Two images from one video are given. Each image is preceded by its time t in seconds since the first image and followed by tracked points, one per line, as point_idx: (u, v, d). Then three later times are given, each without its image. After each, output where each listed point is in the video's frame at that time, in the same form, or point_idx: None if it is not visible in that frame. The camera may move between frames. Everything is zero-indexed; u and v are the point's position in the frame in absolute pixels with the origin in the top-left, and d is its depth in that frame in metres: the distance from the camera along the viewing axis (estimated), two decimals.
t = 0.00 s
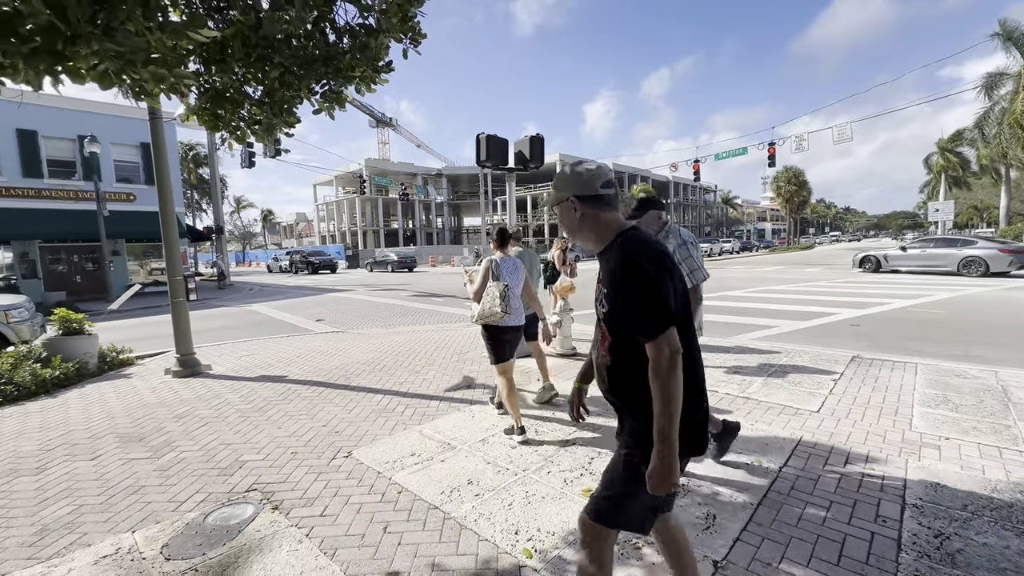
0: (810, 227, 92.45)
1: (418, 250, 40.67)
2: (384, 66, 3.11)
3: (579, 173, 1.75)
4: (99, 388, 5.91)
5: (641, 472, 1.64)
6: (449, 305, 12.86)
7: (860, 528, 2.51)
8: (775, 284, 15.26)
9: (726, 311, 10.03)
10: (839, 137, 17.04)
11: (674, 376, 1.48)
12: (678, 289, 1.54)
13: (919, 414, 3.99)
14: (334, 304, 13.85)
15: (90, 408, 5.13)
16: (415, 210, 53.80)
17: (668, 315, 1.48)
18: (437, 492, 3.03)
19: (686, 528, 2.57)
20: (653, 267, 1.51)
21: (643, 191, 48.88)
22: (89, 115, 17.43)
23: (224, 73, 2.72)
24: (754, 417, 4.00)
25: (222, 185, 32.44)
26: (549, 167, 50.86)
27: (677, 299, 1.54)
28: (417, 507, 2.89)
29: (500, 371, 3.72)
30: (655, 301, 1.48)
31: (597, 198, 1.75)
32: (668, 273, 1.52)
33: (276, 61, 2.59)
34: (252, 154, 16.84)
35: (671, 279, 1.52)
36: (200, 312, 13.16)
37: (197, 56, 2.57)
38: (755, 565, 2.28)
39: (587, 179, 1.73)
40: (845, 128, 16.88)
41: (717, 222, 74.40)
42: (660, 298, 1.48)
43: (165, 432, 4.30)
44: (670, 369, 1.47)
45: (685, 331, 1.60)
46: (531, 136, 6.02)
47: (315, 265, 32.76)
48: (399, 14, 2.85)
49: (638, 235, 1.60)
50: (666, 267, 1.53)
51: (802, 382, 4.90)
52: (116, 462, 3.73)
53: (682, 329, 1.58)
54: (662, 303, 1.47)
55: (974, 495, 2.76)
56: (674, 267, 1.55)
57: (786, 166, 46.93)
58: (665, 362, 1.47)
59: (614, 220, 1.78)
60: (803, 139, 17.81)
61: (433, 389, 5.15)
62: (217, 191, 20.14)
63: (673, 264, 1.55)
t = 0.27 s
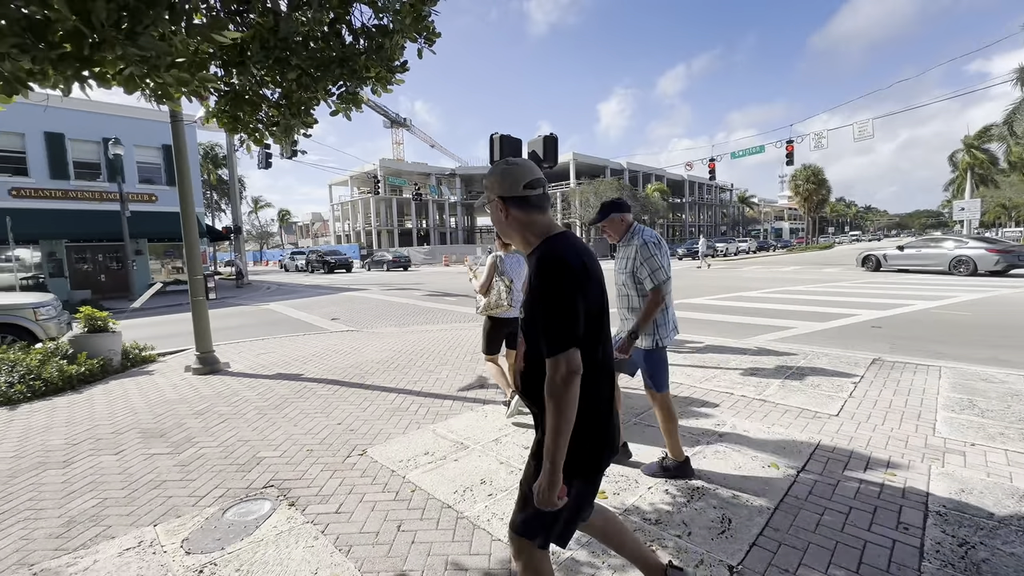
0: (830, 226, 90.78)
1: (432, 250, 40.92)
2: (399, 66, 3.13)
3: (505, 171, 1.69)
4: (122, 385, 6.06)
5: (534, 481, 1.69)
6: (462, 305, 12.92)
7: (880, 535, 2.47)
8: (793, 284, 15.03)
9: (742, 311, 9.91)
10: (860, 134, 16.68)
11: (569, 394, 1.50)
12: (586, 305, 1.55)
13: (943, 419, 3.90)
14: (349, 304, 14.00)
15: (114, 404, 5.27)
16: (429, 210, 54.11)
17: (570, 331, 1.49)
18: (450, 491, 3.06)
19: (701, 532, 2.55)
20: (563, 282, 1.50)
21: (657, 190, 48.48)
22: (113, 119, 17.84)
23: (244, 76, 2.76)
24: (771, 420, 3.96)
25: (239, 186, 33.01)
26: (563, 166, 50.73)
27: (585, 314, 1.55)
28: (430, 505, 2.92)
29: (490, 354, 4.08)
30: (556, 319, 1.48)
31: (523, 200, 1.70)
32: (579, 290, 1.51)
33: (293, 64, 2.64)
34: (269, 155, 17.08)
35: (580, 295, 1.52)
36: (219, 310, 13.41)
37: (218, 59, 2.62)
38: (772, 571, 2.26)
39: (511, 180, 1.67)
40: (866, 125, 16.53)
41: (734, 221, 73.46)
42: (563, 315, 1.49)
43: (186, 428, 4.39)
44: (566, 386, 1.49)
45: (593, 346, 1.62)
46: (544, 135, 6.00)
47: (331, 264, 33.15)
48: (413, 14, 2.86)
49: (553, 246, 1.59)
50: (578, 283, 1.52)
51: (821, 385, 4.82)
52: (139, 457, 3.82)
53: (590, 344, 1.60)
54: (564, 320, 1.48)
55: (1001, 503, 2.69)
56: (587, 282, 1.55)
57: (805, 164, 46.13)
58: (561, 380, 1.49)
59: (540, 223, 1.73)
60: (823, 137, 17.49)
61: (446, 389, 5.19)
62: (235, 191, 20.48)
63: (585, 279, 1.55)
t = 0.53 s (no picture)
0: (848, 225, 89.18)
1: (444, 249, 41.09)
2: (413, 66, 3.15)
3: (428, 172, 1.75)
4: (142, 381, 6.19)
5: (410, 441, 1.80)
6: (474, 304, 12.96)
7: (900, 542, 2.43)
8: (809, 284, 14.79)
9: (757, 312, 9.78)
10: (879, 132, 16.35)
11: (447, 384, 1.56)
12: (489, 302, 1.55)
13: (966, 424, 3.81)
14: (362, 303, 14.12)
15: (133, 400, 5.38)
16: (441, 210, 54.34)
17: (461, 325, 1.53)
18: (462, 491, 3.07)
19: (715, 535, 2.53)
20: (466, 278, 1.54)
21: (670, 189, 48.09)
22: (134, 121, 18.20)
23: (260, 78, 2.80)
24: (787, 423, 3.90)
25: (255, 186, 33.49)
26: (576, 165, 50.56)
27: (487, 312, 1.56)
28: (442, 505, 2.93)
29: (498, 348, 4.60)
30: (450, 312, 1.54)
31: (447, 200, 1.75)
32: (480, 290, 1.53)
33: (308, 65, 2.67)
34: (284, 156, 17.29)
35: (483, 292, 1.55)
36: (235, 309, 13.63)
37: (234, 61, 2.66)
38: None
39: (430, 180, 1.74)
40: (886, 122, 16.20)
41: (749, 220, 72.55)
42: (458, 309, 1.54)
43: (203, 425, 4.47)
44: (445, 378, 1.56)
45: (502, 345, 1.62)
46: (557, 135, 5.99)
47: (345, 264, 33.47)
48: (427, 14, 2.87)
49: (465, 244, 1.62)
50: (481, 280, 1.54)
51: (838, 387, 4.75)
52: (158, 452, 3.90)
53: (494, 343, 1.60)
54: (456, 315, 1.53)
55: None
56: (492, 279, 1.55)
57: (821, 163, 45.37)
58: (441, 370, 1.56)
59: (465, 222, 1.79)
60: (840, 134, 17.20)
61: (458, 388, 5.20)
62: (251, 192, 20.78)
63: (492, 278, 1.55)
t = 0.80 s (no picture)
0: (863, 224, 87.87)
1: (454, 249, 41.23)
2: (425, 65, 3.15)
3: (362, 184, 1.85)
4: (157, 379, 6.29)
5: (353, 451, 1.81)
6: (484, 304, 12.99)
7: (917, 548, 2.39)
8: (822, 284, 14.59)
9: (770, 312, 9.68)
10: (896, 130, 16.08)
11: (382, 385, 1.59)
12: (416, 306, 1.62)
13: (985, 428, 3.74)
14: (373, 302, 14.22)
15: (149, 397, 5.48)
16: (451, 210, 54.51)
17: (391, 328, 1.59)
18: (471, 490, 3.07)
19: (726, 539, 2.51)
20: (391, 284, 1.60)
21: (681, 189, 47.78)
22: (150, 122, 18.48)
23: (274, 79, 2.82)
24: (800, 426, 3.86)
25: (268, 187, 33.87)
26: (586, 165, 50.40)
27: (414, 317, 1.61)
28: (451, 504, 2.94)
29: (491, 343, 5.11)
30: (376, 316, 1.60)
31: (387, 206, 1.88)
32: (409, 290, 1.60)
33: (320, 66, 2.69)
34: (296, 156, 17.45)
35: (410, 297, 1.60)
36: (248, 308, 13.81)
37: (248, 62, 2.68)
38: None
39: (368, 191, 1.83)
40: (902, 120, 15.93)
41: (761, 220, 71.81)
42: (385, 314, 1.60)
43: (216, 423, 4.53)
44: (378, 378, 1.59)
45: (432, 347, 1.67)
46: (567, 134, 5.98)
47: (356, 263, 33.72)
48: (439, 14, 2.88)
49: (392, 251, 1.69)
50: (407, 285, 1.60)
51: (853, 390, 4.68)
52: (172, 449, 3.97)
53: (425, 345, 1.65)
54: (384, 320, 1.58)
55: None
56: (415, 285, 1.61)
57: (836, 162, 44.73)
58: (375, 371, 1.59)
59: (395, 228, 1.89)
60: (855, 132, 16.95)
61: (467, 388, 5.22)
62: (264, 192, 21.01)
63: (419, 283, 1.62)
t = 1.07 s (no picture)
0: (874, 224, 86.87)
1: (461, 249, 41.31)
2: (435, 63, 3.16)
3: (295, 173, 1.87)
4: (168, 377, 6.37)
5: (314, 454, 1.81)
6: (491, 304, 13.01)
7: (931, 552, 2.36)
8: (833, 284, 14.44)
9: (779, 312, 9.60)
10: (909, 128, 15.87)
11: (342, 365, 1.68)
12: (362, 291, 1.72)
13: (1000, 430, 3.69)
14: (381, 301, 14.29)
15: (161, 395, 5.54)
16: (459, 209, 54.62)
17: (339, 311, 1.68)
18: (479, 489, 3.08)
19: (735, 540, 2.50)
20: (333, 272, 1.69)
21: (690, 188, 47.52)
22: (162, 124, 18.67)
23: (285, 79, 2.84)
24: (810, 427, 3.83)
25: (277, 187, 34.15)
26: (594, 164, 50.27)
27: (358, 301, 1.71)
28: (459, 503, 2.95)
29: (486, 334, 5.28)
30: (328, 303, 1.68)
31: (324, 193, 1.91)
32: (355, 276, 1.70)
33: (330, 66, 2.69)
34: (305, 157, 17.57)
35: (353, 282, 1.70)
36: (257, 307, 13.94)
37: (259, 62, 2.70)
38: None
39: (307, 180, 1.85)
40: (915, 117, 15.72)
41: (771, 219, 71.21)
42: (332, 301, 1.68)
43: (226, 420, 4.58)
44: (338, 358, 1.68)
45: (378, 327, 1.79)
46: (574, 133, 5.97)
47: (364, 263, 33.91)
48: (449, 12, 2.87)
49: (331, 240, 1.76)
50: (350, 271, 1.70)
51: (864, 391, 4.63)
52: (183, 446, 4.01)
53: (374, 324, 1.78)
54: (332, 305, 1.67)
55: None
56: (358, 270, 1.71)
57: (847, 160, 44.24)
58: (334, 352, 1.68)
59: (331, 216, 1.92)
60: (867, 130, 16.76)
61: (474, 387, 5.23)
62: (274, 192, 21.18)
63: (360, 269, 1.71)
